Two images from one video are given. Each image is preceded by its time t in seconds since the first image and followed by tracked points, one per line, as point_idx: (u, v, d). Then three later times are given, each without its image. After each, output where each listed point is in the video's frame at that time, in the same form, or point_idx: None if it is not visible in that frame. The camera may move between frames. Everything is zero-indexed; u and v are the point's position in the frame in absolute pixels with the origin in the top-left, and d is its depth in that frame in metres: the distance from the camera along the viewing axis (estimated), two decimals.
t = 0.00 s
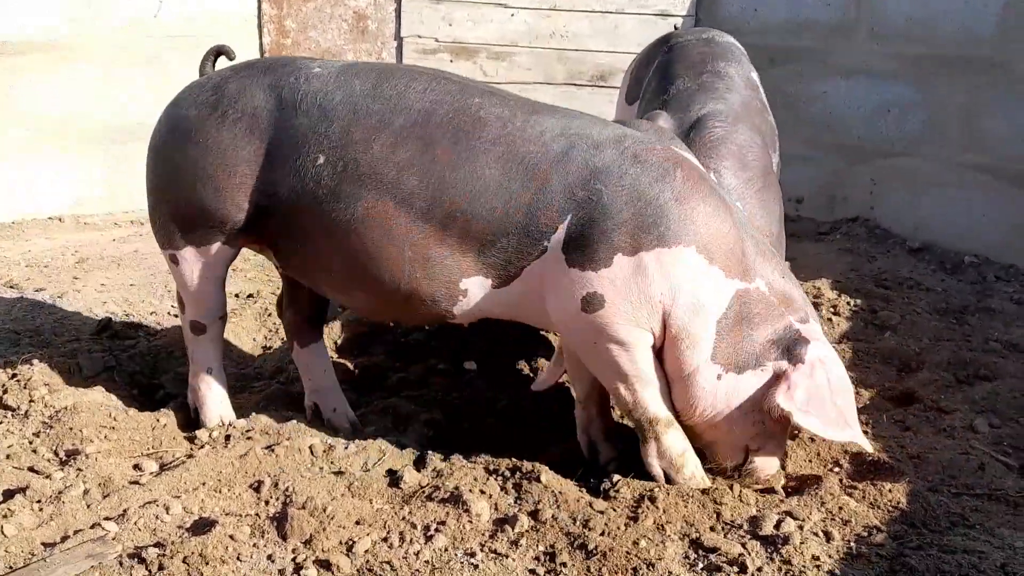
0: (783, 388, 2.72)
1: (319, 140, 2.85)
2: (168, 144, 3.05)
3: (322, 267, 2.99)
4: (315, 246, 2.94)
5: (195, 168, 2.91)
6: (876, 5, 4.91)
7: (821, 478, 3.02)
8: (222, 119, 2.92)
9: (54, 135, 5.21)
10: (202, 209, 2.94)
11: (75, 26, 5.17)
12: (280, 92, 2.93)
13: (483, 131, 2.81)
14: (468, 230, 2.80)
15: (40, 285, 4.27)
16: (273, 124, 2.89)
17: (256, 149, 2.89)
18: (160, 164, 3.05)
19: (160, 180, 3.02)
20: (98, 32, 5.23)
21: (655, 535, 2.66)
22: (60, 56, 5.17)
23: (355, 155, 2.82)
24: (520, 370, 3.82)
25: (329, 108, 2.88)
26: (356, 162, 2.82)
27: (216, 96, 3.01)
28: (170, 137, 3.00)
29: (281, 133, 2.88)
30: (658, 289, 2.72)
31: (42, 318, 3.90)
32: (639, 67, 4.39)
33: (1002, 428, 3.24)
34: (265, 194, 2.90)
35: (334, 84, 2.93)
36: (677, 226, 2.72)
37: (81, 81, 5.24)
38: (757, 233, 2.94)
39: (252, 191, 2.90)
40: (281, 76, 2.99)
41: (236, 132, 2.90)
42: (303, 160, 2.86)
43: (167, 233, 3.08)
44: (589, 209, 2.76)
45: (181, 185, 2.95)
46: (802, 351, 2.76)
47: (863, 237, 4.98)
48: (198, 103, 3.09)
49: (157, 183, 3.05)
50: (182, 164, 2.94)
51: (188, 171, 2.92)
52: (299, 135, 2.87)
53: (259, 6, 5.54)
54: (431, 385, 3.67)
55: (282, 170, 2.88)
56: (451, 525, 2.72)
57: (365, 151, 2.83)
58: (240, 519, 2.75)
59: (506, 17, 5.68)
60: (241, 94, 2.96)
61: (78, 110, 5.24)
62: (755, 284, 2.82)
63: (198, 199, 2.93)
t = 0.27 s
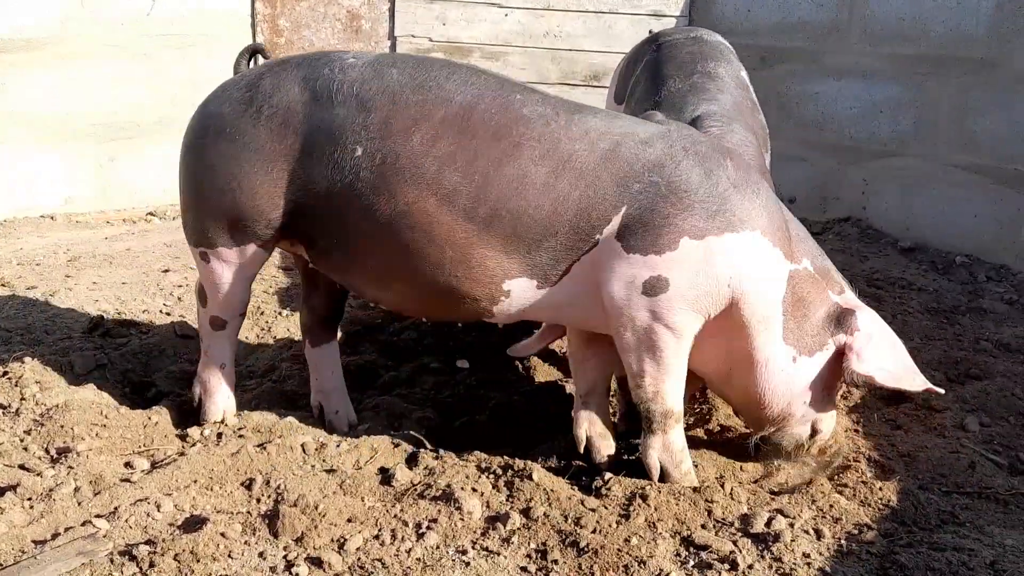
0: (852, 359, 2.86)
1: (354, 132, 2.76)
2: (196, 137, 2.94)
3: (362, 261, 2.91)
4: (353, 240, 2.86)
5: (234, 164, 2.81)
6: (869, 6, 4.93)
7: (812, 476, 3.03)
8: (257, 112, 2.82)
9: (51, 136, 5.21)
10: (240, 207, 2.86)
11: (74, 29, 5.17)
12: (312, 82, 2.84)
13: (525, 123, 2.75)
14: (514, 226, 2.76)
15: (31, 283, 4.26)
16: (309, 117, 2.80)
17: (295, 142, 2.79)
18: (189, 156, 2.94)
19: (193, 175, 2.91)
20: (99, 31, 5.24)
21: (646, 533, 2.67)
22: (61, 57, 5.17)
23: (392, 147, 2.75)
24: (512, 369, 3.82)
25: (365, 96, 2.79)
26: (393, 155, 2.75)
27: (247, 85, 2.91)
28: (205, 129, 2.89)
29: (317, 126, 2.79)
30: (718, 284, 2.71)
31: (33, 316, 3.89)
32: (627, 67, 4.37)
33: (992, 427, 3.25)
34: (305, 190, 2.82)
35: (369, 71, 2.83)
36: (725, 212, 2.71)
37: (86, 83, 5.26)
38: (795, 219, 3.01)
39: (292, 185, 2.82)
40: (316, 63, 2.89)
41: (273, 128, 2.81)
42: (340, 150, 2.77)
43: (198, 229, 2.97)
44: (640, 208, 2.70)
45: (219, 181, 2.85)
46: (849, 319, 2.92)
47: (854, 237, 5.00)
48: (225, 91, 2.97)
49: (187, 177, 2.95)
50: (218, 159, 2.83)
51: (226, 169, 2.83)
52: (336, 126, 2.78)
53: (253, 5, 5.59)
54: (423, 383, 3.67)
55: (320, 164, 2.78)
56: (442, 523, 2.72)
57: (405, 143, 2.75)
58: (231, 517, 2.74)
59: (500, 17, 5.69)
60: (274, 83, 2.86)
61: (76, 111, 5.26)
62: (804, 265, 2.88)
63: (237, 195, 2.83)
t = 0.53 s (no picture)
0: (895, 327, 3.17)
1: (429, 146, 2.60)
2: (233, 152, 2.69)
3: (412, 283, 2.74)
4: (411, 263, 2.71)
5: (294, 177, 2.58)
6: (867, 15, 4.94)
7: (812, 486, 3.03)
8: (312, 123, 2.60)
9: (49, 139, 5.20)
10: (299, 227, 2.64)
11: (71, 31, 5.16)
12: (367, 92, 2.66)
13: (589, 138, 2.66)
14: (592, 240, 2.68)
15: (32, 294, 4.26)
16: (370, 125, 2.61)
17: (363, 157, 2.60)
18: (231, 172, 2.68)
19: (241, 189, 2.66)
20: (99, 34, 5.24)
21: (646, 543, 2.67)
22: (60, 59, 5.16)
23: (469, 165, 2.60)
24: (512, 379, 3.82)
25: (431, 109, 2.63)
26: (473, 173, 2.60)
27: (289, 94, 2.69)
28: (247, 140, 2.65)
29: (383, 139, 2.60)
30: (786, 293, 2.83)
31: (34, 327, 3.90)
32: (626, 75, 4.30)
33: (992, 436, 3.25)
34: (370, 209, 2.63)
35: (424, 82, 2.68)
36: (787, 224, 2.80)
37: (89, 84, 5.27)
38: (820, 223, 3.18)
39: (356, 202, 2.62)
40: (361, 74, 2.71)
41: (326, 133, 2.59)
42: (408, 162, 2.59)
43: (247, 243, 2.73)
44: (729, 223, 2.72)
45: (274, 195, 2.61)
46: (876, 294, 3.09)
47: (854, 246, 5.00)
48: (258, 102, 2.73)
49: (230, 191, 2.68)
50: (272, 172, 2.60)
51: (282, 184, 2.59)
52: (403, 138, 2.60)
53: (254, 14, 5.74)
54: (423, 394, 3.67)
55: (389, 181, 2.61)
56: (441, 533, 2.72)
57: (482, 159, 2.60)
58: (231, 528, 2.74)
59: (499, 28, 5.71)
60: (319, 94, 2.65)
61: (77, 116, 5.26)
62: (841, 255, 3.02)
63: (296, 210, 2.61)
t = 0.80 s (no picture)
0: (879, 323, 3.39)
1: (513, 158, 2.30)
2: (264, 161, 2.27)
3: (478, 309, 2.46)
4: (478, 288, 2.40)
5: (358, 194, 2.21)
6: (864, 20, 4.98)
7: (807, 489, 3.03)
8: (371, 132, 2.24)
9: (50, 139, 5.20)
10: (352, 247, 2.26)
11: (68, 32, 5.16)
12: (433, 103, 2.31)
13: (669, 152, 2.43)
14: (681, 250, 2.46)
15: (27, 295, 4.26)
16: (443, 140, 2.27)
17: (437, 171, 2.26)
18: (264, 183, 2.26)
19: (281, 204, 2.24)
20: (100, 36, 5.24)
21: (641, 546, 2.67)
22: (59, 60, 5.16)
23: (559, 180, 2.31)
24: (508, 382, 3.83)
25: (510, 115, 2.32)
26: (566, 188, 2.32)
27: (325, 97, 2.32)
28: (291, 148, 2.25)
29: (457, 150, 2.28)
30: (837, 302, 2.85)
31: (29, 328, 3.89)
32: (623, 76, 4.25)
33: (987, 441, 3.25)
34: (440, 231, 2.30)
35: (494, 85, 2.37)
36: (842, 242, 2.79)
37: (89, 85, 5.27)
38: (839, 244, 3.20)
39: (424, 224, 2.28)
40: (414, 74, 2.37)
41: (393, 149, 2.24)
42: (492, 179, 2.28)
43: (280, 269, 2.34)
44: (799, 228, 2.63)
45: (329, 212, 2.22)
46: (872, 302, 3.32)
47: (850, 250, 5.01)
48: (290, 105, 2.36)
49: (262, 204, 2.27)
50: (327, 187, 2.21)
51: (337, 198, 2.21)
52: (477, 150, 2.28)
53: (252, 17, 5.66)
54: (420, 396, 3.67)
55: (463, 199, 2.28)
56: (436, 536, 2.71)
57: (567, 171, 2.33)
58: (226, 531, 2.74)
59: (497, 30, 5.71)
60: (368, 95, 2.31)
61: (77, 117, 5.26)
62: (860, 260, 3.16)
63: (356, 231, 2.24)
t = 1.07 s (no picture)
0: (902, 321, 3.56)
1: (572, 153, 2.45)
2: (322, 145, 2.29)
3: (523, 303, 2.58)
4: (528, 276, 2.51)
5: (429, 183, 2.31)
6: (864, 25, 4.96)
7: (807, 494, 3.03)
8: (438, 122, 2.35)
9: (48, 142, 5.24)
10: (414, 238, 2.32)
11: (68, 31, 5.20)
12: (488, 98, 2.41)
13: (709, 154, 2.65)
14: (729, 248, 2.70)
15: (27, 295, 4.26)
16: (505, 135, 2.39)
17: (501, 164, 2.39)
18: (323, 167, 2.28)
19: (346, 190, 2.27)
20: (101, 36, 5.28)
21: (640, 550, 2.66)
22: (59, 62, 5.21)
23: (616, 176, 2.49)
24: (508, 385, 3.82)
25: (566, 110, 2.46)
26: (619, 181, 2.50)
27: (379, 87, 2.39)
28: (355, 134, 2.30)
29: (516, 142, 2.40)
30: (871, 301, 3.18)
31: (29, 329, 3.90)
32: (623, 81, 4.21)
33: (987, 446, 3.25)
34: (496, 222, 2.42)
35: (545, 79, 2.49)
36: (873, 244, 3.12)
37: (87, 87, 5.30)
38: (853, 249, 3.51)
39: (485, 214, 2.39)
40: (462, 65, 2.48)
41: (456, 144, 2.35)
42: (553, 173, 2.43)
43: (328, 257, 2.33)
44: (825, 230, 2.93)
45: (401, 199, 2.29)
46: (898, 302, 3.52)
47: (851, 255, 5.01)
48: (338, 92, 2.41)
49: (320, 188, 2.27)
50: (399, 175, 2.28)
51: (410, 191, 2.29)
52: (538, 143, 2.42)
53: (253, 19, 5.65)
54: (419, 399, 3.67)
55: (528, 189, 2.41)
56: (435, 539, 2.71)
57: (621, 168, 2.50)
58: (225, 532, 2.74)
59: (499, 34, 5.68)
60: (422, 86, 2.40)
61: (78, 118, 5.30)
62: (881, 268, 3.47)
63: (422, 219, 2.32)
